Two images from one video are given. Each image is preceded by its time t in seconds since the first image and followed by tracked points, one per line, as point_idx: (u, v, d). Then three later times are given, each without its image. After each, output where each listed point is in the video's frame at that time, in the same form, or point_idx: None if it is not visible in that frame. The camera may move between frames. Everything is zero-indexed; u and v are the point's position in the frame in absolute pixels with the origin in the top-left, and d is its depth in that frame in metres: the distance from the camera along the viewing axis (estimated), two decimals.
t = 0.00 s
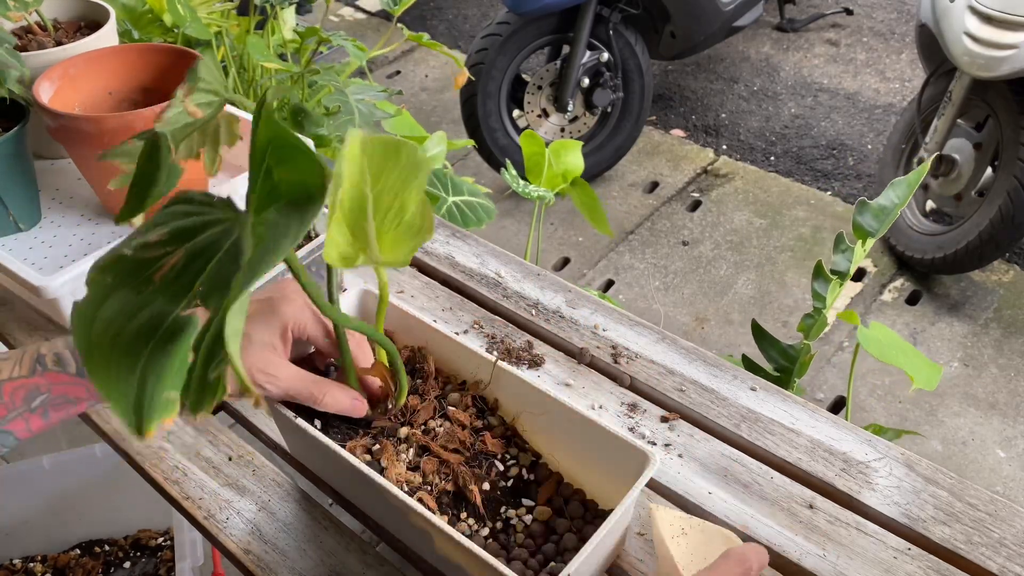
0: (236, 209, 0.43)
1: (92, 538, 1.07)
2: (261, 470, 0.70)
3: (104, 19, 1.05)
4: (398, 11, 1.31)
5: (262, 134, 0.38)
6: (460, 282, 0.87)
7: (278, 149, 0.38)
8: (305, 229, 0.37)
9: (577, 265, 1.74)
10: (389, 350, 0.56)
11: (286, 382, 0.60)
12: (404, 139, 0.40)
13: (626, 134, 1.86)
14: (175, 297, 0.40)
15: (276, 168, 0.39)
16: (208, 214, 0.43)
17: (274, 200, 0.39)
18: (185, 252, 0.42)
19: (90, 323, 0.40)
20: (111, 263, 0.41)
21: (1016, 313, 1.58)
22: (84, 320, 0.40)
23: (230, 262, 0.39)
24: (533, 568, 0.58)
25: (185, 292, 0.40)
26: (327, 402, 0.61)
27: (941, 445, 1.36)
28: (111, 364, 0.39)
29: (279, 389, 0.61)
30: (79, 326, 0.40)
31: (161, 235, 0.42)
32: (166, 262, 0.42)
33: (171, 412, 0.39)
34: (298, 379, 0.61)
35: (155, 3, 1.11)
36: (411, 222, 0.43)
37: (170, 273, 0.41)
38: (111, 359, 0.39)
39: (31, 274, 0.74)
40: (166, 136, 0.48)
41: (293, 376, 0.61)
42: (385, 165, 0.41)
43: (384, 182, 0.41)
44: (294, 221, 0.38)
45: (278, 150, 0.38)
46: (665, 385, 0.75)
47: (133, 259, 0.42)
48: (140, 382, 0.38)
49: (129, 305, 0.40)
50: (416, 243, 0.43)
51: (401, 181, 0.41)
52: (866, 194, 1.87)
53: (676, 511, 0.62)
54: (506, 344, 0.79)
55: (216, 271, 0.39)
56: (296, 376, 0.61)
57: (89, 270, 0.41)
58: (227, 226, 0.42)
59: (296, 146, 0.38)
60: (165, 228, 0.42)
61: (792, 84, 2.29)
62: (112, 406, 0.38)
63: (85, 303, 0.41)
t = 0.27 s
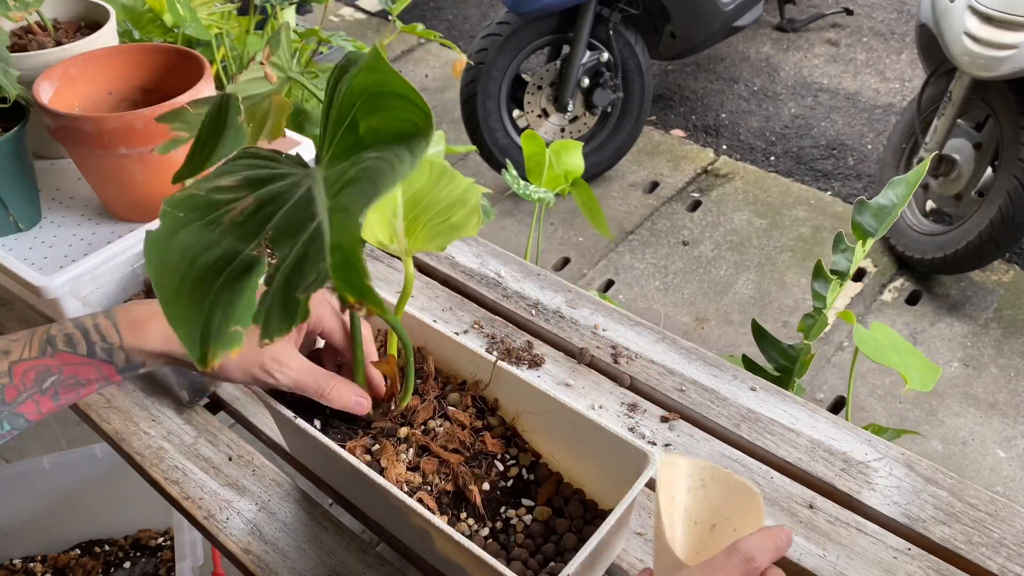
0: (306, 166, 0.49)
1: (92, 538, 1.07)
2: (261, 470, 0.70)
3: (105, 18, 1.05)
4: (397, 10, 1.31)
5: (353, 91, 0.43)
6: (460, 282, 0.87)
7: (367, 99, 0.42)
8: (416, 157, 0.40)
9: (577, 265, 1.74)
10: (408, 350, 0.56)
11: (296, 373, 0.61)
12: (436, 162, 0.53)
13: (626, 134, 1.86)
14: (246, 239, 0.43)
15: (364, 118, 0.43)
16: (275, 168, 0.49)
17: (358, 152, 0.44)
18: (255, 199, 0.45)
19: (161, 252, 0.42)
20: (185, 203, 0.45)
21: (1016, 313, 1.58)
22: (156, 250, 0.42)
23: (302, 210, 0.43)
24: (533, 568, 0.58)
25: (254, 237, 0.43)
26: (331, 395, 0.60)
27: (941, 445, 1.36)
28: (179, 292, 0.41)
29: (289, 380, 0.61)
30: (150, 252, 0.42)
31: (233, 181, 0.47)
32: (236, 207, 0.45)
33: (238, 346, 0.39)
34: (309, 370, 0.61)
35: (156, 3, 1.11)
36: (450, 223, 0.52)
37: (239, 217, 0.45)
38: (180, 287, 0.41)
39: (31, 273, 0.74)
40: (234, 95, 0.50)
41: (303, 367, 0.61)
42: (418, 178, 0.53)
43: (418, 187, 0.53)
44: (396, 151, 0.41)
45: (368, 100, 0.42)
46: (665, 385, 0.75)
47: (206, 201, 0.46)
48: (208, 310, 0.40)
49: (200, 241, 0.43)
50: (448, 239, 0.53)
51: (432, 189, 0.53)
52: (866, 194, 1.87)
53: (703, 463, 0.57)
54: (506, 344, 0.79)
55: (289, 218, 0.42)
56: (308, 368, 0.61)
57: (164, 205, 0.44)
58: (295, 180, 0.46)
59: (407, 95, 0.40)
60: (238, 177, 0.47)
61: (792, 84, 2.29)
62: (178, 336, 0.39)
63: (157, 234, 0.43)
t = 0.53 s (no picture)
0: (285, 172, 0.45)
1: (92, 538, 1.07)
2: (261, 470, 0.70)
3: (105, 18, 1.05)
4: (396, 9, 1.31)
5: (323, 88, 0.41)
6: (460, 282, 0.87)
7: (335, 98, 0.40)
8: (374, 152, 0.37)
9: (577, 265, 1.74)
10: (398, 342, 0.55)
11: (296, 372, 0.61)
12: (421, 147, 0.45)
13: (626, 134, 1.86)
14: (220, 247, 0.40)
15: (330, 122, 0.41)
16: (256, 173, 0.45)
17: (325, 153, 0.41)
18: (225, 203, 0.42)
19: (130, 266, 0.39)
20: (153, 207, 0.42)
21: (1016, 313, 1.58)
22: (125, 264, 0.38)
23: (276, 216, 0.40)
24: (533, 568, 0.58)
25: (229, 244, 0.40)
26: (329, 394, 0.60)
27: (941, 445, 1.36)
28: (150, 302, 0.38)
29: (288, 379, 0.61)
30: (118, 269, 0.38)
31: (207, 188, 0.42)
32: (211, 215, 0.42)
33: (208, 355, 0.38)
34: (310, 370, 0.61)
35: (156, 3, 1.11)
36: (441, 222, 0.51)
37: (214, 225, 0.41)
38: (152, 298, 0.38)
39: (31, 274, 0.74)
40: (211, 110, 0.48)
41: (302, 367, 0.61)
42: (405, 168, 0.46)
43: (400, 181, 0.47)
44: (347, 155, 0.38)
45: (336, 101, 0.40)
46: (665, 385, 0.75)
47: (179, 209, 0.41)
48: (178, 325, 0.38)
49: (171, 250, 0.40)
50: (440, 239, 0.52)
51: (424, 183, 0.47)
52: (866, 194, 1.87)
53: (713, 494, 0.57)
54: (506, 344, 0.78)
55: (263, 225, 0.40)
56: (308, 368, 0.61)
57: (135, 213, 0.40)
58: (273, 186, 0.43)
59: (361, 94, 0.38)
60: (213, 182, 0.43)
61: (792, 84, 2.29)
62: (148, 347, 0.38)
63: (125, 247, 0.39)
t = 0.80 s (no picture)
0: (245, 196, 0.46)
1: (91, 538, 1.07)
2: (261, 470, 0.70)
3: (105, 18, 1.05)
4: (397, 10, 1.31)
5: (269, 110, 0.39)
6: (460, 282, 0.87)
7: (283, 120, 0.39)
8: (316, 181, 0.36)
9: (577, 265, 1.74)
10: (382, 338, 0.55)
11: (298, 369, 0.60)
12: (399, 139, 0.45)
13: (626, 134, 1.86)
14: (185, 282, 0.40)
15: (282, 143, 0.40)
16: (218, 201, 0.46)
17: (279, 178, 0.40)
18: (192, 236, 0.43)
19: (97, 309, 0.40)
20: (121, 249, 0.43)
21: (1016, 313, 1.58)
22: (91, 307, 0.40)
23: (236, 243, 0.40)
24: (533, 568, 0.58)
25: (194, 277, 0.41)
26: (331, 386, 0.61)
27: (941, 445, 1.36)
28: (119, 342, 0.39)
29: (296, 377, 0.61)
30: (86, 313, 0.40)
31: (169, 221, 0.44)
32: (177, 247, 0.43)
33: (184, 395, 0.38)
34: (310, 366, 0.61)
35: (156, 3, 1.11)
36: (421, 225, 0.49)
37: (178, 259, 0.42)
38: (119, 338, 0.39)
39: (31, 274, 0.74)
40: (172, 132, 0.51)
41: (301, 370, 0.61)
42: (386, 164, 0.45)
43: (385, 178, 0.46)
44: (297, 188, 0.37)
45: (284, 123, 0.39)
46: (665, 385, 0.75)
47: (143, 244, 0.43)
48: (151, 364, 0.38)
49: (134, 290, 0.40)
50: (423, 238, 0.49)
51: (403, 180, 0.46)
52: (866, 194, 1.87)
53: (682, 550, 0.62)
54: (506, 344, 0.79)
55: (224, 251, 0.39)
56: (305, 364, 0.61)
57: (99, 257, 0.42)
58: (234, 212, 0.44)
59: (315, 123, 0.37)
60: (174, 215, 0.44)
61: (792, 84, 2.29)
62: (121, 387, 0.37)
63: (93, 292, 0.41)
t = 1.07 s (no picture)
0: (231, 226, 0.45)
1: (91, 538, 1.07)
2: (261, 470, 0.70)
3: (105, 18, 1.05)
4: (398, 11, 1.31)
5: (260, 152, 0.37)
6: (460, 282, 0.87)
7: (276, 164, 0.37)
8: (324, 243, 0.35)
9: (577, 265, 1.74)
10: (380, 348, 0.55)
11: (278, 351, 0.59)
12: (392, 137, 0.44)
13: (626, 134, 1.86)
14: (178, 324, 0.41)
15: (275, 185, 0.38)
16: (204, 234, 0.45)
17: (275, 221, 0.39)
18: (180, 271, 0.43)
19: (92, 356, 0.41)
20: (110, 290, 0.43)
21: (1016, 313, 1.58)
22: (86, 355, 0.41)
23: (232, 281, 0.41)
24: (533, 568, 0.58)
25: (187, 319, 0.41)
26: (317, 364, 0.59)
27: (941, 445, 1.36)
28: (117, 392, 0.40)
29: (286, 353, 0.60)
30: (81, 362, 0.41)
31: (155, 259, 0.43)
32: (166, 284, 0.43)
33: (185, 438, 0.39)
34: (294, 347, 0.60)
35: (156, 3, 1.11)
36: (405, 229, 0.48)
37: (169, 298, 0.43)
38: (117, 386, 0.40)
39: (31, 274, 0.74)
40: (151, 158, 0.48)
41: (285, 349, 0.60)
42: (375, 161, 0.45)
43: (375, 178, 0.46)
44: (305, 244, 0.36)
45: (276, 166, 0.37)
46: (665, 385, 0.75)
47: (132, 285, 0.43)
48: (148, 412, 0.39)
49: (129, 335, 0.41)
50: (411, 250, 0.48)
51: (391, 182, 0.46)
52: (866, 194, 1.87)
53: None
54: (506, 344, 0.79)
55: (218, 290, 0.41)
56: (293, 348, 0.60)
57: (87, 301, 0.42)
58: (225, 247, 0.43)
59: (311, 169, 0.35)
60: (160, 251, 0.44)
61: (792, 84, 2.29)
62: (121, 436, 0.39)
63: (87, 336, 0.42)
